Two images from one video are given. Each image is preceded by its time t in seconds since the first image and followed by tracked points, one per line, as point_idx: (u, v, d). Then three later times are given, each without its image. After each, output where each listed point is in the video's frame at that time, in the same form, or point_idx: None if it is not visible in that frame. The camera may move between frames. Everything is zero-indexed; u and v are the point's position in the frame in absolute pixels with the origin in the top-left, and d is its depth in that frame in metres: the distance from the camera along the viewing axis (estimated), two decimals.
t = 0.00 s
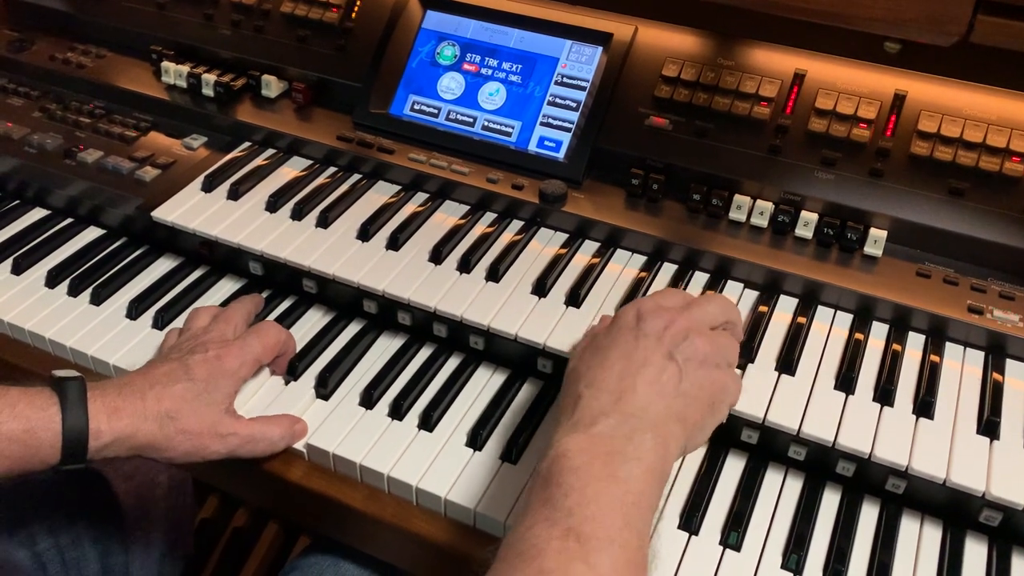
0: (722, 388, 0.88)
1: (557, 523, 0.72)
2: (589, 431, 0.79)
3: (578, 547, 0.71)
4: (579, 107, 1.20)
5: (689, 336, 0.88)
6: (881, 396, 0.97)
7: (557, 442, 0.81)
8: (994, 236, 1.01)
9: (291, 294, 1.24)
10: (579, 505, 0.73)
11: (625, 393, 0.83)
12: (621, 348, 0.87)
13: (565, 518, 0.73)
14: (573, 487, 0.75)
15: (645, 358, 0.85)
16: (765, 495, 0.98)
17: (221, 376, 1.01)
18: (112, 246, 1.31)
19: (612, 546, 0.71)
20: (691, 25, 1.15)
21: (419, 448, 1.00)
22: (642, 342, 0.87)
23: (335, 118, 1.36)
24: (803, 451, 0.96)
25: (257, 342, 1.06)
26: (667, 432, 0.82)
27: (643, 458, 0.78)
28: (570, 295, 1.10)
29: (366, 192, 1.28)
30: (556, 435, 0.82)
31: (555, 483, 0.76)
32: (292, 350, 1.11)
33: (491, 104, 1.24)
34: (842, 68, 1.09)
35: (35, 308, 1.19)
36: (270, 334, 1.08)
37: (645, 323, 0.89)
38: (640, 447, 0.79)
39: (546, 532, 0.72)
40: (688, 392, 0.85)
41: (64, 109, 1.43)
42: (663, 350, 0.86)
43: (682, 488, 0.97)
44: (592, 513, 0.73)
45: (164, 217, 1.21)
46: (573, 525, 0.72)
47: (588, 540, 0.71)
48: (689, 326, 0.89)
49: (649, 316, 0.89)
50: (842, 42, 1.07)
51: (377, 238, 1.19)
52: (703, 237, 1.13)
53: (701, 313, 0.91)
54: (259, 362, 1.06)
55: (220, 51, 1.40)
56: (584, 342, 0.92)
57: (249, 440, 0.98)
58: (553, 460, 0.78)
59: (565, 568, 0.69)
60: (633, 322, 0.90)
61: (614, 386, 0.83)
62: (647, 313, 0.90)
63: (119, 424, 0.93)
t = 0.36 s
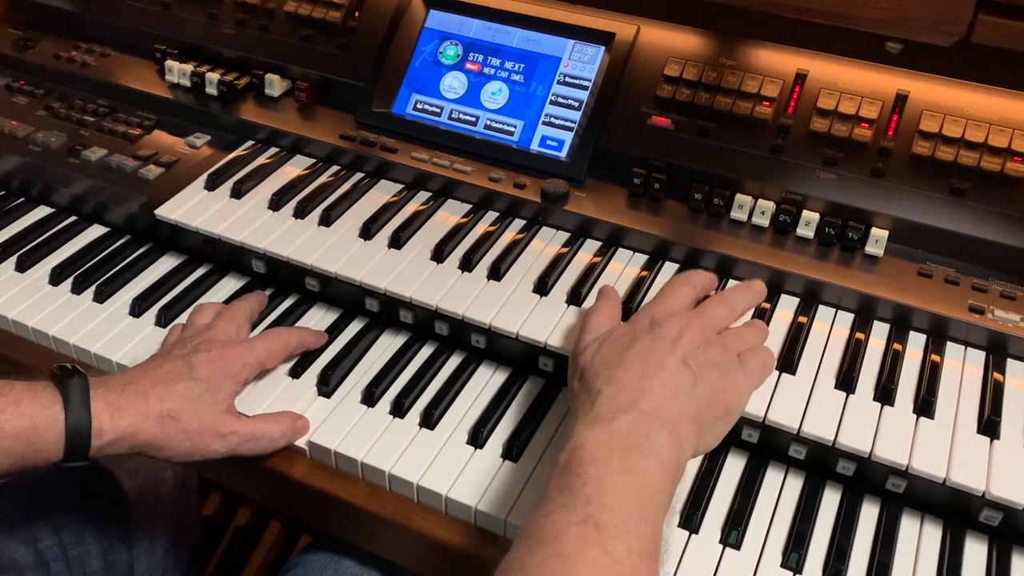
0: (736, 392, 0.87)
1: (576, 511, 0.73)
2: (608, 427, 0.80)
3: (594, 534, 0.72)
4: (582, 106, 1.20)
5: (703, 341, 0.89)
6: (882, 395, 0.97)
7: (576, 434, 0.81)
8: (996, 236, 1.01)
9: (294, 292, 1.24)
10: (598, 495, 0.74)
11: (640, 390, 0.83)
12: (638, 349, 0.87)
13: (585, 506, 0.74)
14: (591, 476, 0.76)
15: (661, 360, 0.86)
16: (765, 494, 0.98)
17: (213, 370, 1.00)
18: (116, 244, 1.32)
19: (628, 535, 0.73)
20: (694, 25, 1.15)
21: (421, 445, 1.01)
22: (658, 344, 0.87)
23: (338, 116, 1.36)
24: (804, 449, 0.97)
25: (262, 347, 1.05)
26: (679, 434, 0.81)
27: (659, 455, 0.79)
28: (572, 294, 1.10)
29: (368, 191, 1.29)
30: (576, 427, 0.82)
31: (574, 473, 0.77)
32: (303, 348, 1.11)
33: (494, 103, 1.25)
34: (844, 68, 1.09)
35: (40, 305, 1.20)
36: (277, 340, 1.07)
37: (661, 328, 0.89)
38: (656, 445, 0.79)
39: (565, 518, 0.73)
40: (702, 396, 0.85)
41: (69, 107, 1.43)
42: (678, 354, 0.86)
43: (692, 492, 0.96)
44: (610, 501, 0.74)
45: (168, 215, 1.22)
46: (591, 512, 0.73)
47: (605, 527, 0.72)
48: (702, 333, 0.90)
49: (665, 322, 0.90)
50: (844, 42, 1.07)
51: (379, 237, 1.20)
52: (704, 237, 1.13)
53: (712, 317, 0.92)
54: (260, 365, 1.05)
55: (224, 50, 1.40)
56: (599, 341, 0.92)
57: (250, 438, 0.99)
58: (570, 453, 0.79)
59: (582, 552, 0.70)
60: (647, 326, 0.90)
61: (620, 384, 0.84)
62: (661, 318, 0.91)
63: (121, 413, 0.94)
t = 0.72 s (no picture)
0: (739, 394, 0.88)
1: (582, 509, 0.74)
2: (616, 423, 0.80)
3: (600, 532, 0.72)
4: (584, 104, 1.21)
5: (713, 341, 0.89)
6: (883, 393, 0.97)
7: (583, 434, 0.82)
8: (997, 235, 1.01)
9: (297, 289, 1.25)
10: (604, 495, 0.75)
11: (650, 389, 0.83)
12: (648, 346, 0.88)
13: (591, 505, 0.74)
14: (598, 475, 0.76)
15: (671, 359, 0.86)
16: (766, 491, 0.98)
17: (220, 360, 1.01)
18: (120, 241, 1.32)
19: (633, 536, 0.73)
20: (696, 24, 1.16)
21: (423, 441, 1.01)
22: (669, 342, 0.87)
23: (341, 114, 1.37)
24: (804, 447, 0.97)
25: (267, 338, 1.07)
26: (688, 434, 0.82)
27: (667, 454, 0.79)
28: (573, 291, 1.10)
29: (371, 189, 1.29)
30: (582, 425, 0.83)
31: (581, 472, 0.77)
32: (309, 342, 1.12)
33: (497, 102, 1.25)
34: (847, 67, 1.10)
35: (45, 301, 1.20)
36: (281, 331, 1.08)
37: (672, 326, 0.89)
38: (664, 443, 0.80)
39: (571, 516, 0.74)
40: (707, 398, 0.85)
41: (73, 105, 1.44)
42: (688, 354, 0.87)
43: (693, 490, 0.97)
44: (618, 502, 0.74)
45: (172, 212, 1.22)
46: (598, 511, 0.74)
47: (611, 527, 0.72)
48: (714, 333, 0.90)
49: (676, 321, 0.90)
50: (846, 41, 1.07)
51: (382, 234, 1.20)
52: (707, 236, 1.14)
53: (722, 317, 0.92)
54: (264, 355, 1.06)
55: (228, 48, 1.41)
56: (606, 336, 0.92)
57: (256, 429, 1.00)
58: (577, 450, 0.80)
59: (587, 553, 0.70)
60: (659, 322, 0.91)
61: (621, 381, 0.84)
62: (674, 315, 0.91)
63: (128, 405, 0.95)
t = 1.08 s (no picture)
0: (747, 385, 0.89)
1: (595, 490, 0.73)
2: (631, 404, 0.81)
3: (614, 513, 0.71)
4: (589, 101, 1.21)
5: (717, 333, 0.90)
6: (887, 388, 0.97)
7: (599, 414, 0.82)
8: (1002, 231, 1.01)
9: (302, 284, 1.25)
10: (616, 475, 0.74)
11: (665, 373, 0.83)
12: (654, 336, 0.88)
13: (603, 486, 0.73)
14: (611, 458, 0.76)
15: (678, 347, 0.86)
16: (770, 487, 0.99)
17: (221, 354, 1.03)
18: (125, 235, 1.33)
19: (647, 517, 0.72)
20: (702, 20, 1.16)
21: (427, 436, 1.02)
22: (674, 331, 0.88)
23: (347, 110, 1.37)
24: (808, 443, 0.97)
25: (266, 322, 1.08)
26: (701, 416, 0.82)
27: (683, 437, 0.79)
28: (578, 287, 1.10)
29: (376, 184, 1.29)
30: (597, 406, 0.83)
31: (594, 453, 0.77)
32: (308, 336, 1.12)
33: (502, 98, 1.25)
34: (852, 64, 1.10)
35: (50, 295, 1.21)
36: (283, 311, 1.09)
37: (675, 318, 0.91)
38: (679, 425, 0.80)
39: (584, 497, 0.73)
40: (718, 384, 0.86)
41: (79, 100, 1.44)
42: (693, 342, 0.87)
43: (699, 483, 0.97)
44: (632, 481, 0.74)
45: (177, 207, 1.23)
46: (610, 492, 0.73)
47: (624, 509, 0.72)
48: (717, 323, 0.91)
49: (678, 314, 0.91)
50: (851, 37, 1.07)
51: (387, 229, 1.20)
52: (711, 232, 1.14)
53: (724, 308, 0.93)
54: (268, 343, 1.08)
55: (234, 44, 1.41)
56: (611, 334, 0.93)
57: (258, 423, 1.00)
58: (593, 433, 0.79)
59: (601, 532, 0.70)
60: (662, 315, 0.92)
61: (631, 372, 0.84)
62: (674, 309, 0.93)
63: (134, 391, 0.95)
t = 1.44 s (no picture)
0: (753, 387, 0.89)
1: (599, 492, 0.73)
2: (634, 410, 0.80)
3: (618, 512, 0.72)
4: (595, 100, 1.21)
5: (719, 336, 0.90)
6: (893, 387, 0.97)
7: (603, 419, 0.82)
8: (1008, 231, 1.02)
9: (309, 282, 1.25)
10: (621, 476, 0.74)
11: (667, 380, 0.83)
12: (656, 342, 0.88)
13: (608, 488, 0.74)
14: (616, 459, 0.76)
15: (681, 352, 0.86)
16: (775, 485, 0.99)
17: (230, 349, 1.02)
18: (132, 233, 1.33)
19: (650, 518, 0.72)
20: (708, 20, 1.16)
21: (434, 433, 1.02)
22: (675, 338, 0.88)
23: (353, 109, 1.37)
24: (814, 441, 0.97)
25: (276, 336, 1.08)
26: (705, 421, 0.82)
27: (686, 440, 0.79)
28: (584, 285, 1.11)
29: (382, 183, 1.30)
30: (602, 412, 0.83)
31: (597, 457, 0.77)
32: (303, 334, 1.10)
33: (508, 97, 1.26)
34: (858, 63, 1.10)
35: (58, 292, 1.21)
36: (296, 327, 1.10)
37: (676, 323, 0.90)
38: (683, 429, 0.79)
39: (589, 498, 0.73)
40: (722, 386, 0.86)
41: (87, 98, 1.45)
42: (695, 346, 0.87)
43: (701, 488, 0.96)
44: (635, 483, 0.74)
45: (185, 205, 1.23)
46: (615, 493, 0.73)
47: (629, 508, 0.72)
48: (718, 327, 0.91)
49: (679, 319, 0.91)
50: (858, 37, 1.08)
51: (394, 228, 1.21)
52: (717, 231, 1.14)
53: (725, 309, 0.93)
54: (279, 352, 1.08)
55: (241, 43, 1.42)
56: (612, 341, 0.93)
57: (267, 422, 1.00)
58: (598, 436, 0.80)
59: (605, 531, 0.70)
60: (663, 321, 0.92)
61: (638, 375, 0.85)
62: (676, 315, 0.92)
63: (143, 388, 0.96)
